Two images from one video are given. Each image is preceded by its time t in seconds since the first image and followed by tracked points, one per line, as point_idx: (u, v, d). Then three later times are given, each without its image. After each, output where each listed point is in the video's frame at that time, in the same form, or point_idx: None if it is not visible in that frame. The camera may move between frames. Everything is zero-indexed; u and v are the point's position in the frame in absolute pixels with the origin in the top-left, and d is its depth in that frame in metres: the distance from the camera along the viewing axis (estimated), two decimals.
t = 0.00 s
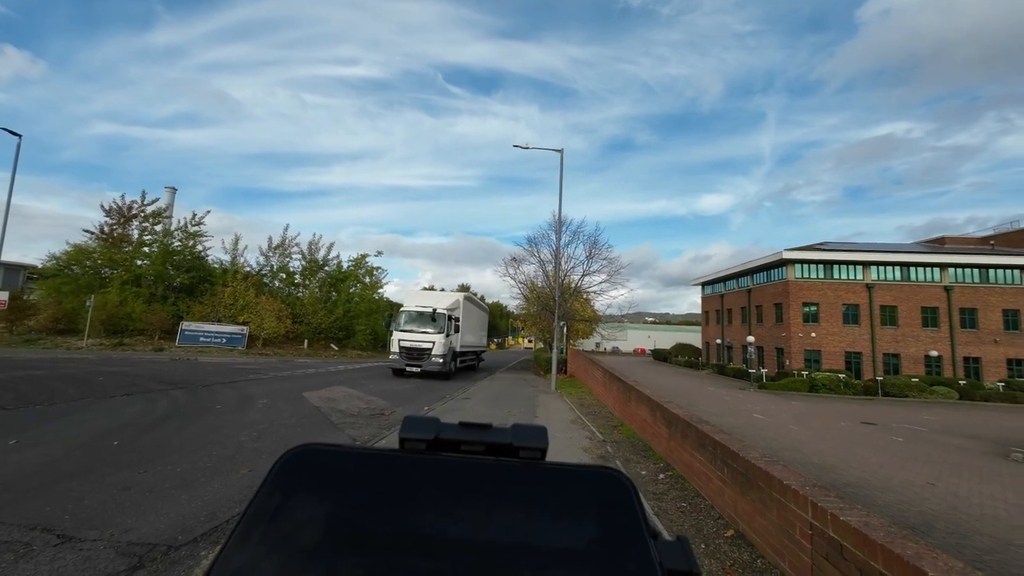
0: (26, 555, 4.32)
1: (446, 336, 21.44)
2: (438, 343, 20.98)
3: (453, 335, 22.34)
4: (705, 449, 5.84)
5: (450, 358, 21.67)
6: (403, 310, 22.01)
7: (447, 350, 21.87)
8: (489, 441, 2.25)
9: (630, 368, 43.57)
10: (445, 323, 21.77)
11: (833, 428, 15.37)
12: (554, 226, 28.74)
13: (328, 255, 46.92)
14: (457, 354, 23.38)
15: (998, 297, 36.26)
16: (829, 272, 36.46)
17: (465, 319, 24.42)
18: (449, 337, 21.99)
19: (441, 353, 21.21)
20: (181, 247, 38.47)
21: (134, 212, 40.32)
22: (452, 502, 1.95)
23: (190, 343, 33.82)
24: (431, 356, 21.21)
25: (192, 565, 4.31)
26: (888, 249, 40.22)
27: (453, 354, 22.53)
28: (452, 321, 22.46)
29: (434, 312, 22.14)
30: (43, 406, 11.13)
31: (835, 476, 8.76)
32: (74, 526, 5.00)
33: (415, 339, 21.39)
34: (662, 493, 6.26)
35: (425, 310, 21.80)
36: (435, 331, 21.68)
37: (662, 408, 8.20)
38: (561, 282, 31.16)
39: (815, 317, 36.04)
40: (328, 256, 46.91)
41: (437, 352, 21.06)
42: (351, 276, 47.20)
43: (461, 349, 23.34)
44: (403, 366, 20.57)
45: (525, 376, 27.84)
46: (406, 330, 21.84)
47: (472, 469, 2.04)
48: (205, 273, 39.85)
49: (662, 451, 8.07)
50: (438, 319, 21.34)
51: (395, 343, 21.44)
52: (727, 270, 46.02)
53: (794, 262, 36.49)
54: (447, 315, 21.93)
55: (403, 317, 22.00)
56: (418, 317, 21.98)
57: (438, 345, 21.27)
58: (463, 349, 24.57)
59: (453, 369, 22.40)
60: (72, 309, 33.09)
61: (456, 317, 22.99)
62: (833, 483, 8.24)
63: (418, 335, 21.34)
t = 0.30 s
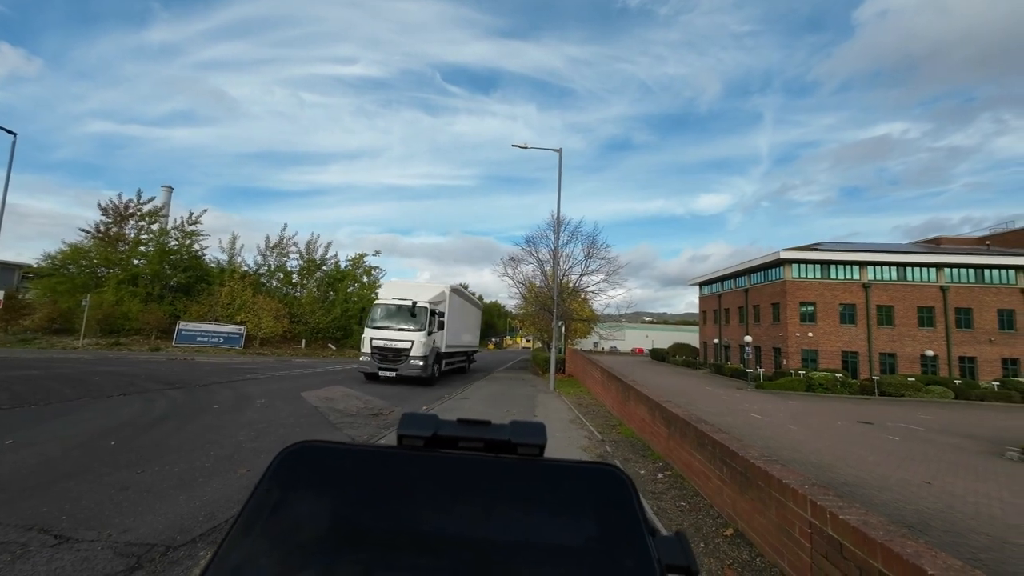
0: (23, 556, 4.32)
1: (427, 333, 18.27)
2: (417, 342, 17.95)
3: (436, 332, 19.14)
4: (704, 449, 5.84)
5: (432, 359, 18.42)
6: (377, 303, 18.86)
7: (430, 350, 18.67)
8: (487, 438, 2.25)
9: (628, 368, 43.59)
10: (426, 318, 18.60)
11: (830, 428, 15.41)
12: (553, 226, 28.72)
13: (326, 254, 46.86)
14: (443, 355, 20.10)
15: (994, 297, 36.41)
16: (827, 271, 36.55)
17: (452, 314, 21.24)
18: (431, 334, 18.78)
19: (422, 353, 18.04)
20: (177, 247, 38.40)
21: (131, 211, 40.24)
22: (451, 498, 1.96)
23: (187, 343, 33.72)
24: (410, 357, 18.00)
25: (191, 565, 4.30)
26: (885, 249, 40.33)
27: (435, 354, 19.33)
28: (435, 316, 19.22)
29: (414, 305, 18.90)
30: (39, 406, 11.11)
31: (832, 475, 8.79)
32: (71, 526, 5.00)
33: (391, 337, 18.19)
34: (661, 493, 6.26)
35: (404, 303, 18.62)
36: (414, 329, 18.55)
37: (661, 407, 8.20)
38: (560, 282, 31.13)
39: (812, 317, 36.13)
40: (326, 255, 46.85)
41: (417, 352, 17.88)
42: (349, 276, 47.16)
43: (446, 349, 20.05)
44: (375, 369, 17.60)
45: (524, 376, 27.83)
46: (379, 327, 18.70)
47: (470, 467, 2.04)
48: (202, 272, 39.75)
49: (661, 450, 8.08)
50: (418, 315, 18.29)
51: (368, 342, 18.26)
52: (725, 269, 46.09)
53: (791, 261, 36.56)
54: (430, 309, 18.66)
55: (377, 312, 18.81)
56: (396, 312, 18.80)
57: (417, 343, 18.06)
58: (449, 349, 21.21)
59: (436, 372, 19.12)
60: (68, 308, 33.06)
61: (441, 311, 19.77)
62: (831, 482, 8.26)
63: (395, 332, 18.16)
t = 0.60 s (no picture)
0: (19, 557, 4.31)
1: (399, 331, 15.04)
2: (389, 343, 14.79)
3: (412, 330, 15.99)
4: (702, 449, 5.85)
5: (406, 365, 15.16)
6: (342, 294, 15.63)
7: (405, 353, 15.42)
8: (488, 436, 2.26)
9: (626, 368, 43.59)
10: (400, 314, 15.37)
11: (825, 428, 15.45)
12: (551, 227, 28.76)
13: (323, 254, 46.78)
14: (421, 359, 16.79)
15: (988, 298, 36.58)
16: (823, 272, 36.67)
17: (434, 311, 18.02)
18: (406, 333, 15.53)
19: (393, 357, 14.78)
20: (174, 246, 38.32)
21: (127, 210, 40.15)
22: (452, 496, 1.96)
23: (184, 343, 33.62)
24: (378, 361, 14.70)
25: (188, 566, 4.30)
26: (882, 250, 40.48)
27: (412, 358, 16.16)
28: (412, 313, 15.97)
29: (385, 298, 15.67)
30: (35, 406, 11.09)
31: (828, 474, 8.82)
32: (67, 527, 4.99)
33: (355, 336, 14.86)
34: (659, 492, 6.28)
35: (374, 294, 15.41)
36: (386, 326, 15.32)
37: (658, 407, 8.22)
38: (558, 282, 31.12)
39: (809, 317, 36.21)
40: (323, 255, 46.78)
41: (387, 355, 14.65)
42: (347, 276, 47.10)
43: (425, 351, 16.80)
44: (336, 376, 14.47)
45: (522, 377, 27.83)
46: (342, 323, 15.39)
47: (471, 464, 2.04)
48: (199, 272, 39.62)
49: (658, 450, 8.10)
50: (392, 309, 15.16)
51: (327, 342, 14.94)
52: (722, 270, 46.19)
53: (788, 262, 36.68)
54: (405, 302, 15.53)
55: (341, 305, 15.53)
56: (364, 305, 15.58)
57: (387, 345, 14.77)
58: (429, 353, 17.79)
59: (412, 381, 15.81)
60: (63, 308, 33.04)
61: (418, 306, 16.51)
62: (827, 482, 8.29)
63: (360, 330, 14.85)
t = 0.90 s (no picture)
0: (11, 559, 4.29)
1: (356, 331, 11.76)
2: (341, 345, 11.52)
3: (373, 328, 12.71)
4: (697, 449, 5.88)
5: (366, 374, 11.95)
6: (286, 281, 12.32)
7: (365, 359, 12.21)
8: (486, 436, 2.27)
9: (622, 369, 43.63)
10: (359, 308, 12.10)
11: (820, 428, 15.50)
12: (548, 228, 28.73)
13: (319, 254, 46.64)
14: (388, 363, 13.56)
15: (982, 299, 36.78)
16: (818, 273, 36.81)
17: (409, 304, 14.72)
18: (366, 332, 12.28)
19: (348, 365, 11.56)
20: (169, 246, 38.15)
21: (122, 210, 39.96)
22: (450, 494, 1.96)
23: (178, 344, 33.47)
24: (326, 369, 11.43)
25: (182, 567, 4.28)
26: (877, 252, 40.61)
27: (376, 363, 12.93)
28: (376, 307, 12.68)
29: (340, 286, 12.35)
30: (29, 407, 11.05)
31: (824, 475, 8.84)
32: (60, 529, 4.96)
33: (298, 336, 11.55)
34: (654, 493, 6.29)
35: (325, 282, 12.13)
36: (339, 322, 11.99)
37: (654, 407, 8.25)
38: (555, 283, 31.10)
39: (804, 318, 36.29)
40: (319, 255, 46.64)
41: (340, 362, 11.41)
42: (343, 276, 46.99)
43: (395, 354, 13.63)
44: (272, 390, 11.28)
45: (519, 378, 27.87)
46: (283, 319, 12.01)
47: (469, 463, 2.06)
48: (194, 272, 39.42)
49: (654, 450, 8.12)
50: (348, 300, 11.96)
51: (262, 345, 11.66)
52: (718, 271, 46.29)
53: (784, 263, 36.80)
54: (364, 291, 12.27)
55: (285, 295, 12.26)
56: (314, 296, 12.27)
57: (340, 348, 11.52)
58: (400, 356, 14.40)
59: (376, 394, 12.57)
60: (56, 309, 32.89)
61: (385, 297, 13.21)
62: (821, 482, 8.31)
63: (306, 330, 11.57)
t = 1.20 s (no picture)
0: None
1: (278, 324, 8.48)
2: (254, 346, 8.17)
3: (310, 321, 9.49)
4: (691, 449, 5.91)
5: (297, 386, 8.79)
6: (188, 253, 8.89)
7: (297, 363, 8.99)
8: (488, 448, 2.27)
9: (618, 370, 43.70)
10: (287, 289, 8.89)
11: (813, 428, 15.58)
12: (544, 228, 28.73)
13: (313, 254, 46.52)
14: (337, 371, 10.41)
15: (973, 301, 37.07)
16: (812, 275, 36.99)
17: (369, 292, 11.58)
18: (298, 328, 9.05)
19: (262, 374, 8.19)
20: (161, 246, 37.94)
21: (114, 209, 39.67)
22: (452, 508, 1.96)
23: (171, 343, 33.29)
24: (228, 379, 7.97)
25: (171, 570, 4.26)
26: (870, 254, 40.86)
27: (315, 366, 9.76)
28: (314, 292, 9.41)
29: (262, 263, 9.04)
30: (20, 407, 10.98)
31: (817, 474, 8.89)
32: (48, 532, 4.93)
33: (188, 332, 8.12)
34: (649, 493, 6.32)
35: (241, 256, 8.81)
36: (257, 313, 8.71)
37: (649, 408, 8.27)
38: (550, 283, 31.10)
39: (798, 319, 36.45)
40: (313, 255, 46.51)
41: (248, 370, 8.02)
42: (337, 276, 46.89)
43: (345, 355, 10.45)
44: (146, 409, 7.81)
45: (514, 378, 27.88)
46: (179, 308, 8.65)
47: (471, 477, 2.06)
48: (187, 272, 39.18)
49: (648, 451, 8.14)
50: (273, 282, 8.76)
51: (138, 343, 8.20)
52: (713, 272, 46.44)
53: (778, 265, 36.96)
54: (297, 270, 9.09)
55: (191, 271, 8.85)
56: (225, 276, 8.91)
57: (252, 348, 8.15)
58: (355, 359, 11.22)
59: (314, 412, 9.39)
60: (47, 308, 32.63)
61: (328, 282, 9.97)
62: (814, 482, 8.35)
63: (205, 321, 8.17)
